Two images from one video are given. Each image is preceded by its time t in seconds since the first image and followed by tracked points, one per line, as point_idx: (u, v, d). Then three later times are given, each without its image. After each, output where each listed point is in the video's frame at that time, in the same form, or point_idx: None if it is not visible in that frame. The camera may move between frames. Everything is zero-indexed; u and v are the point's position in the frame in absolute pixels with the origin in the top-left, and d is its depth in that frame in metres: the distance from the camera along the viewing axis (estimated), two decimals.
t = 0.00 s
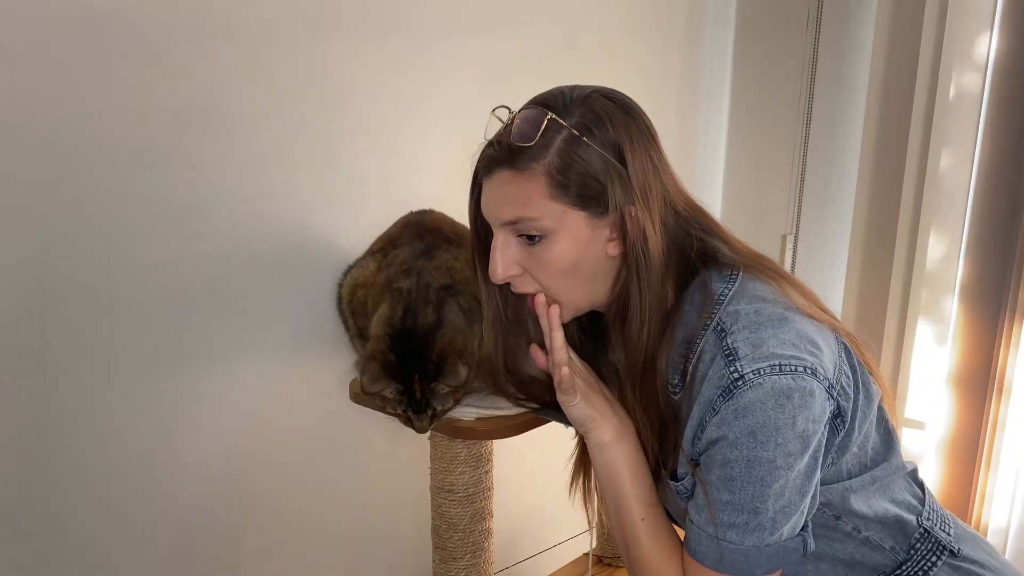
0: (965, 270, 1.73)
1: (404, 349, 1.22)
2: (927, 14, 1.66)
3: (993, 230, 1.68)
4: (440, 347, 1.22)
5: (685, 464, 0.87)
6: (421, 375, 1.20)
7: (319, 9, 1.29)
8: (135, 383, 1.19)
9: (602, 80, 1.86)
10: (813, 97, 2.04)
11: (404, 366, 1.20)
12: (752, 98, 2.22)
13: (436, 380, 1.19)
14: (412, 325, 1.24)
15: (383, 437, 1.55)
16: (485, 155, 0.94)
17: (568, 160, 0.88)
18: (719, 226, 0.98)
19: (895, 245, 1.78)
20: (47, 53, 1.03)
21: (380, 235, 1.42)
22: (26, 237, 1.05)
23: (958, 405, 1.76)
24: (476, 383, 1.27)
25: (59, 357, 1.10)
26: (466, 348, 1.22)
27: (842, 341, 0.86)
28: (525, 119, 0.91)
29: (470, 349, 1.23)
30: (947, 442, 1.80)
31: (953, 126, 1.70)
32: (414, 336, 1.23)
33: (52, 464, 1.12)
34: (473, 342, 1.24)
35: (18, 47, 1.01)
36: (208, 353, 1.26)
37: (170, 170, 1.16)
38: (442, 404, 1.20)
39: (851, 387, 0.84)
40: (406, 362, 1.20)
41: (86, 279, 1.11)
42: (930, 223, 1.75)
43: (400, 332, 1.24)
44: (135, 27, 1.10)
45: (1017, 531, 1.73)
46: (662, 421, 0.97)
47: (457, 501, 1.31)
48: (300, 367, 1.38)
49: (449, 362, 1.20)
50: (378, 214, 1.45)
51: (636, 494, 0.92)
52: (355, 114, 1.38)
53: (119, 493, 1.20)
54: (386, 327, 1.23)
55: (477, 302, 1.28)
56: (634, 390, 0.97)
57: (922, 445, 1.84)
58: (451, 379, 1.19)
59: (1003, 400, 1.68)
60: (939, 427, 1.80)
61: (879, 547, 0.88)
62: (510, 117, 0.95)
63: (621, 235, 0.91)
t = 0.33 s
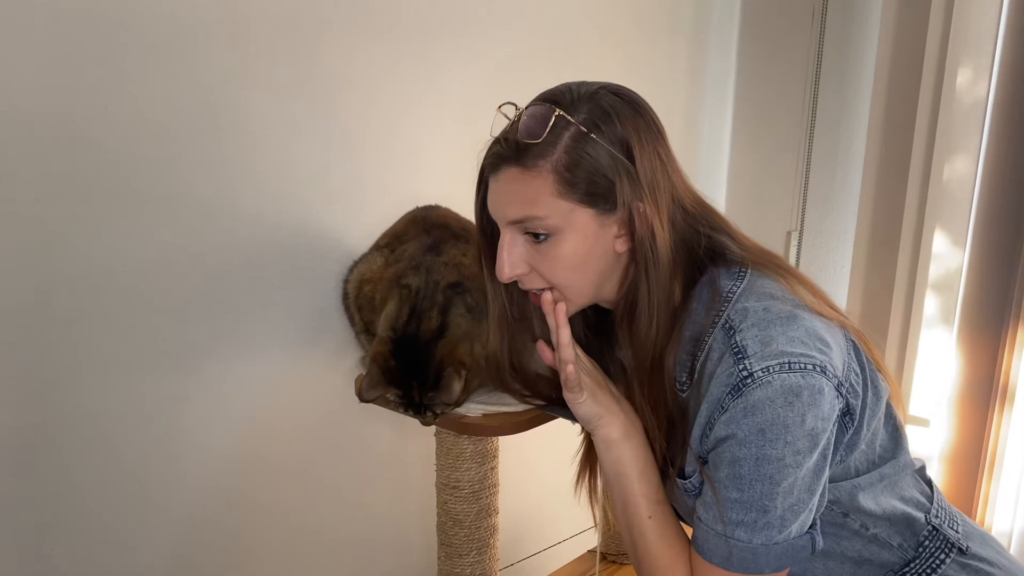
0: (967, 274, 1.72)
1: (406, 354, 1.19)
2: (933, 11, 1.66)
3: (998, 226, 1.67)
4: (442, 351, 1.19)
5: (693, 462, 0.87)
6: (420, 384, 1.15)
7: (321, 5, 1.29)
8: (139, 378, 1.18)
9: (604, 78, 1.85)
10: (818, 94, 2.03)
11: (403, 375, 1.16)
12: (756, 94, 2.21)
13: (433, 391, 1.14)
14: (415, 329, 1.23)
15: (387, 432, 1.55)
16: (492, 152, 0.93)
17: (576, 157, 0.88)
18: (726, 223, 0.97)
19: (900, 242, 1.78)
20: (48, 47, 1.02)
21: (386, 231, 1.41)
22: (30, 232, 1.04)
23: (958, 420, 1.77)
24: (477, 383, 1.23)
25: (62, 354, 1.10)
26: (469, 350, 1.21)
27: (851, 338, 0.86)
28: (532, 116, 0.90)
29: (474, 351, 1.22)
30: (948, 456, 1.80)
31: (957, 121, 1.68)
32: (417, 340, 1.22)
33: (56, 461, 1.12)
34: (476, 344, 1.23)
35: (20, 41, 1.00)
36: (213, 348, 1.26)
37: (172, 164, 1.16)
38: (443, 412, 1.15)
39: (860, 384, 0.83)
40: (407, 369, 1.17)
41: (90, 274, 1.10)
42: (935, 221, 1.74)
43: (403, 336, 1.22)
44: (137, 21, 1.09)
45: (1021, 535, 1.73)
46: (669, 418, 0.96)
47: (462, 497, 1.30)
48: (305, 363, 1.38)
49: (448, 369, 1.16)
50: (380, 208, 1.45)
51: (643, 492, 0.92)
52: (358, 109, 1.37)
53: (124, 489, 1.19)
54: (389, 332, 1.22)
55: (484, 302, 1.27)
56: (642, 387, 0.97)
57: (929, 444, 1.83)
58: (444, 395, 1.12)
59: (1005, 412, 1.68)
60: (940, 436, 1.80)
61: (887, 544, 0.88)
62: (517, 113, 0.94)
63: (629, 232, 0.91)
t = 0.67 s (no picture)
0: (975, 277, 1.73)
1: (416, 348, 1.19)
2: (942, 8, 1.65)
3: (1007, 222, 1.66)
4: (452, 346, 1.19)
5: (702, 458, 0.87)
6: (430, 378, 1.15)
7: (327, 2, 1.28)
8: (148, 376, 1.18)
9: (610, 75, 1.85)
10: (825, 90, 2.03)
11: (413, 369, 1.16)
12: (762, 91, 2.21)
13: (442, 385, 1.14)
14: (425, 324, 1.23)
15: (395, 427, 1.56)
16: (502, 149, 0.94)
17: (587, 154, 0.88)
18: (736, 219, 0.97)
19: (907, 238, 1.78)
20: (55, 47, 1.02)
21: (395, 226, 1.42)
22: (40, 230, 1.05)
23: (962, 420, 1.79)
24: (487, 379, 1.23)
25: (72, 352, 1.10)
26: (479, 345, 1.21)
27: (861, 335, 0.86)
28: (542, 114, 0.91)
29: (483, 346, 1.22)
30: (952, 454, 1.82)
31: (967, 118, 1.68)
32: (427, 335, 1.22)
33: (67, 457, 1.13)
34: (486, 339, 1.23)
35: (27, 41, 1.00)
36: (222, 344, 1.26)
37: (179, 161, 1.16)
38: (452, 407, 1.15)
39: (870, 381, 0.83)
40: (416, 363, 1.17)
41: (99, 272, 1.11)
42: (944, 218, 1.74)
43: (413, 331, 1.22)
44: (145, 19, 1.09)
45: None
46: (678, 414, 0.97)
47: (471, 492, 1.31)
48: (313, 358, 1.39)
49: (457, 363, 1.16)
50: (388, 204, 1.45)
51: (654, 488, 0.92)
52: (366, 106, 1.37)
53: (133, 486, 1.20)
54: (400, 327, 1.22)
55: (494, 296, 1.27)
56: (651, 383, 0.97)
57: (935, 440, 1.83)
58: (452, 389, 1.13)
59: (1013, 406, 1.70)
60: (943, 433, 1.82)
61: (896, 541, 0.88)
62: (527, 110, 0.95)
63: (639, 229, 0.91)
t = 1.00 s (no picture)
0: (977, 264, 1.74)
1: (407, 343, 1.17)
2: (943, 5, 1.65)
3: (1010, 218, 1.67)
4: (442, 345, 1.18)
5: (702, 455, 0.87)
6: (417, 375, 1.15)
7: None
8: (147, 374, 1.18)
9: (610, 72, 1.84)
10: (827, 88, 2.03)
11: (402, 365, 1.15)
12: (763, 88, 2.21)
13: (428, 384, 1.14)
14: (418, 320, 1.20)
15: (395, 425, 1.55)
16: (499, 147, 0.93)
17: (583, 151, 0.87)
18: (736, 216, 0.97)
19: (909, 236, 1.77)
20: (54, 45, 1.02)
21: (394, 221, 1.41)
22: (41, 228, 1.05)
23: (965, 413, 1.79)
24: (477, 378, 1.22)
25: (72, 351, 1.10)
26: (469, 345, 1.20)
27: (860, 332, 0.86)
28: (539, 111, 0.90)
29: (474, 345, 1.21)
30: (954, 450, 1.82)
31: (969, 115, 1.68)
32: (419, 331, 1.19)
33: (67, 456, 1.12)
34: (478, 338, 1.21)
35: (26, 40, 1.00)
36: (222, 342, 1.26)
37: (178, 160, 1.15)
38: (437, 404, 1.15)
39: (870, 378, 0.83)
40: (407, 358, 1.16)
41: (99, 271, 1.11)
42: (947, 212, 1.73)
43: (406, 325, 1.20)
44: (144, 18, 1.09)
45: None
46: (678, 411, 0.97)
47: (471, 489, 1.31)
48: (312, 356, 1.39)
49: (446, 363, 1.15)
50: (387, 202, 1.44)
51: (653, 485, 0.92)
52: (366, 103, 1.37)
53: (133, 485, 1.20)
54: (392, 319, 1.20)
55: (491, 294, 1.25)
56: (650, 380, 0.97)
57: (936, 437, 1.83)
58: (436, 389, 1.13)
59: (1016, 396, 1.71)
60: (946, 429, 1.82)
61: (897, 538, 0.88)
62: (523, 108, 0.94)
63: (637, 226, 0.91)
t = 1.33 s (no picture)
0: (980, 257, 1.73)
1: (402, 339, 1.16)
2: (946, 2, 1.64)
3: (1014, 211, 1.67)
4: (436, 345, 1.16)
5: (705, 452, 0.87)
6: (409, 371, 1.14)
7: None
8: (148, 374, 1.18)
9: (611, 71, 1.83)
10: (829, 85, 2.02)
11: (395, 361, 1.14)
12: (763, 87, 2.20)
13: (418, 381, 1.12)
14: (415, 318, 1.19)
15: (395, 424, 1.55)
16: (501, 144, 0.93)
17: (585, 147, 0.87)
18: (739, 211, 0.97)
19: (912, 235, 1.76)
20: (54, 44, 1.02)
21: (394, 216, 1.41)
22: (41, 228, 1.04)
23: (970, 409, 1.78)
24: (471, 379, 1.19)
25: (72, 351, 1.10)
26: (463, 348, 1.18)
27: (865, 328, 0.85)
28: (540, 108, 0.90)
29: (469, 346, 1.19)
30: (957, 446, 1.81)
31: (972, 111, 1.67)
32: (415, 328, 1.18)
33: (67, 456, 1.12)
34: (474, 338, 1.20)
35: (25, 39, 0.99)
36: (222, 341, 1.25)
37: (177, 158, 1.15)
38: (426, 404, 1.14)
39: (874, 374, 0.83)
40: (402, 355, 1.15)
41: (100, 271, 1.10)
42: (949, 207, 1.72)
43: (403, 321, 1.19)
44: (144, 16, 1.08)
45: None
46: (680, 408, 0.96)
47: (473, 487, 1.30)
48: (312, 355, 1.38)
49: (439, 361, 1.13)
50: (387, 200, 1.43)
51: (656, 482, 0.91)
52: (366, 100, 1.36)
53: (133, 485, 1.19)
54: (390, 314, 1.19)
55: (489, 292, 1.23)
56: (653, 377, 0.97)
57: (938, 434, 1.82)
58: (426, 388, 1.11)
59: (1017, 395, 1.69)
60: (950, 427, 1.81)
61: (902, 536, 0.87)
62: (525, 104, 0.94)
63: (640, 222, 0.90)
